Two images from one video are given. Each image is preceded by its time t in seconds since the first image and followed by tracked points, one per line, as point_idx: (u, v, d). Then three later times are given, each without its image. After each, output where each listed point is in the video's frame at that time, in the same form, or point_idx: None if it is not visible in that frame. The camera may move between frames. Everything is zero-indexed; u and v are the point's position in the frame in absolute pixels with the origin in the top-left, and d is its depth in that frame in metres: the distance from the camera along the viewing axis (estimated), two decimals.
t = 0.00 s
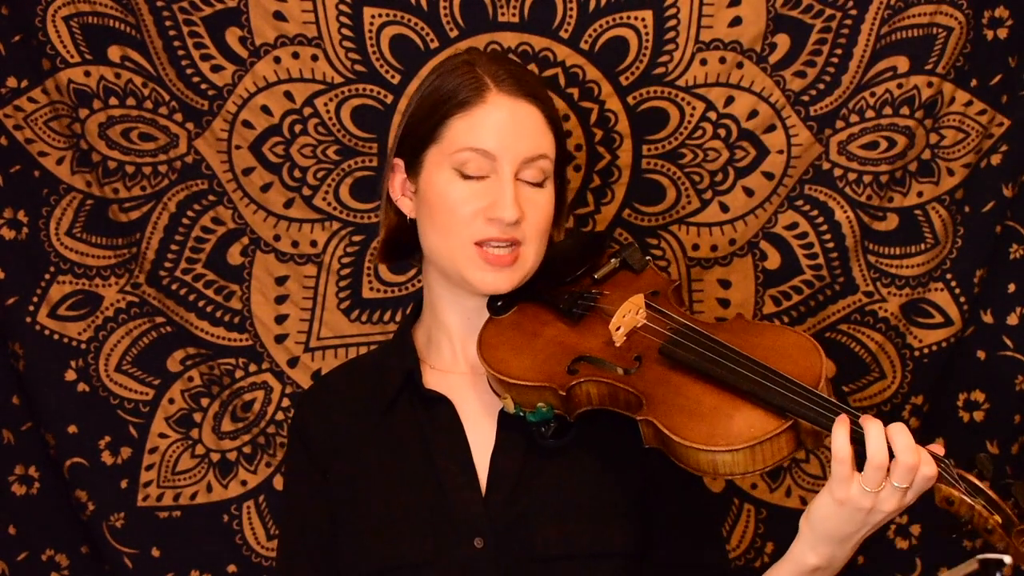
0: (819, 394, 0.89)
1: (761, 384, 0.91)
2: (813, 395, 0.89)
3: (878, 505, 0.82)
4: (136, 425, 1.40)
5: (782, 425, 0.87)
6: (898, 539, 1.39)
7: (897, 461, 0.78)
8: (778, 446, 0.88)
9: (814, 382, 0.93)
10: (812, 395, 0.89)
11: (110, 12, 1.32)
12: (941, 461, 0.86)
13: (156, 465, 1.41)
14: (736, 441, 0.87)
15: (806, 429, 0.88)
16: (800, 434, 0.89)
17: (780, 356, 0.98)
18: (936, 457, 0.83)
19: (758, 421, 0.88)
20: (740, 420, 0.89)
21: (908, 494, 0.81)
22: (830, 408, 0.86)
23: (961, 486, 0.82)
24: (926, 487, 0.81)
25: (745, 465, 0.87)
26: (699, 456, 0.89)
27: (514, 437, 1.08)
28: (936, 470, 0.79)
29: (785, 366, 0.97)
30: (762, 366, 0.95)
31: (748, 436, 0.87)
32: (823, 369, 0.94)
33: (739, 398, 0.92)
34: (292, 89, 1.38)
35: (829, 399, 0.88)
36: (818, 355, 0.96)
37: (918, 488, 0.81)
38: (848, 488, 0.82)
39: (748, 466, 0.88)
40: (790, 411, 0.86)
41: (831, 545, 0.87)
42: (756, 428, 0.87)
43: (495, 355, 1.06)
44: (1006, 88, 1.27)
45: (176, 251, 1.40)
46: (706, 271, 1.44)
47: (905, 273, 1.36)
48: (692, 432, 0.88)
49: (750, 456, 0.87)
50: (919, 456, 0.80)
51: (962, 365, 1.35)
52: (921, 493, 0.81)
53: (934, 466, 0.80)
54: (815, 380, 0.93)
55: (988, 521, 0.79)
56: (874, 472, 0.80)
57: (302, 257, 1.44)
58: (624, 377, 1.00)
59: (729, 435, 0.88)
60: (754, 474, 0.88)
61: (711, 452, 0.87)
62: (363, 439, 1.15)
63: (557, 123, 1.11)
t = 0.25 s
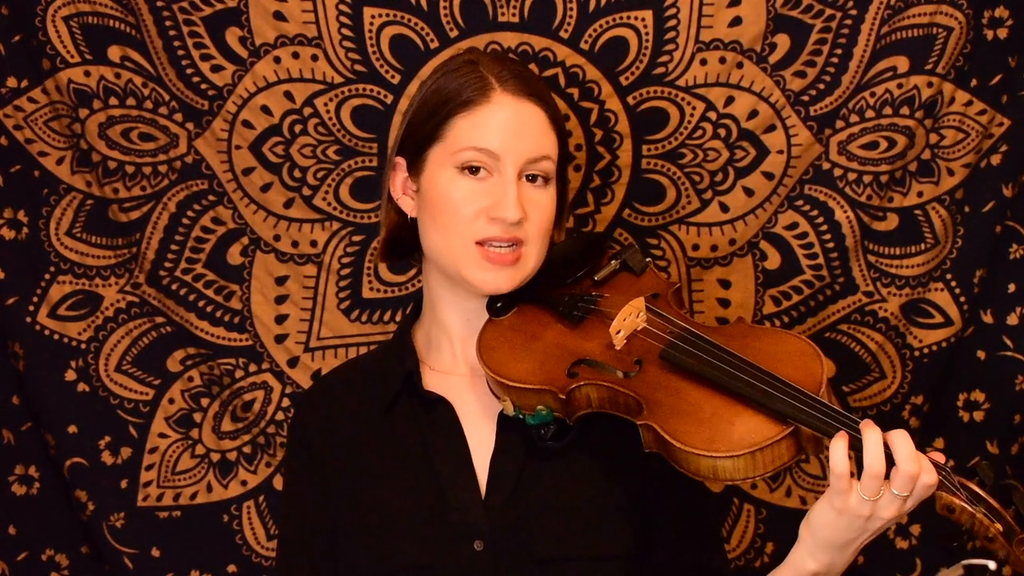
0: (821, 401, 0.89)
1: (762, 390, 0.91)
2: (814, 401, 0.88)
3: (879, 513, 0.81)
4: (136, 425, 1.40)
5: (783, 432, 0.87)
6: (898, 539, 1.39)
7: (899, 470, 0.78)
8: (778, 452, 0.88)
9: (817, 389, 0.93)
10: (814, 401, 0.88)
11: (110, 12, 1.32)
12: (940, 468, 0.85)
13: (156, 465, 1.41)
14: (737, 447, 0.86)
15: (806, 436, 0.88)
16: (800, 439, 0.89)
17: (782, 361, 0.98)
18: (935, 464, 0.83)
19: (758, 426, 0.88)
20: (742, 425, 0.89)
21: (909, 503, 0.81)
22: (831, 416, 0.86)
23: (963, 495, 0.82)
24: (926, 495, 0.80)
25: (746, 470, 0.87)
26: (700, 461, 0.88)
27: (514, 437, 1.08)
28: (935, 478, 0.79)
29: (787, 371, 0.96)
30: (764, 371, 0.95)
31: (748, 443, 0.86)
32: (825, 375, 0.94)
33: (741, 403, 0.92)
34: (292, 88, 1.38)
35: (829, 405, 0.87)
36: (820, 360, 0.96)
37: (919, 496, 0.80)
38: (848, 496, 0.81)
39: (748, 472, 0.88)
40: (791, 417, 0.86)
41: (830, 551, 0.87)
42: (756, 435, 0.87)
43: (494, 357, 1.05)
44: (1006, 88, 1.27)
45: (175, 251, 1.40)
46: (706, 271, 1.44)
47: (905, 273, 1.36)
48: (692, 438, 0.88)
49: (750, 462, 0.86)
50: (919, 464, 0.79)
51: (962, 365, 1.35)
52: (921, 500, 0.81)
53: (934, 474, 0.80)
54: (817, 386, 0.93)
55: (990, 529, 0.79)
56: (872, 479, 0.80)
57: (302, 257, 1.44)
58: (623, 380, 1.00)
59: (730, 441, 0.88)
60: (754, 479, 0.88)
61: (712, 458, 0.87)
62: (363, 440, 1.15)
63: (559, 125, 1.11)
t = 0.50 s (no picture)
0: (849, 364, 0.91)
1: (788, 360, 0.92)
2: (843, 365, 0.90)
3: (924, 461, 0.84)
4: (136, 425, 1.41)
5: (817, 398, 0.88)
6: (898, 539, 1.39)
7: (944, 418, 0.81)
8: (813, 418, 0.89)
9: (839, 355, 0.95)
10: (843, 365, 0.91)
11: (110, 12, 1.32)
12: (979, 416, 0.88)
13: (156, 465, 1.41)
14: (773, 416, 0.87)
15: (838, 401, 0.90)
16: (832, 406, 0.91)
17: (798, 333, 1.00)
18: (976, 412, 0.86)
19: (792, 395, 0.89)
20: (774, 395, 0.90)
21: (953, 450, 0.84)
22: (863, 376, 0.88)
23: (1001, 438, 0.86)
24: (969, 442, 0.83)
25: (784, 438, 0.88)
26: (736, 434, 0.89)
27: (514, 437, 1.08)
28: (978, 425, 0.82)
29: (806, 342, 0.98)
30: (786, 344, 0.96)
31: (786, 411, 0.88)
32: (845, 342, 0.96)
33: (768, 375, 0.94)
34: (292, 88, 1.38)
35: (857, 366, 0.90)
36: (836, 330, 0.98)
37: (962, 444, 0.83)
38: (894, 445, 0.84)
39: (785, 441, 0.89)
40: (823, 382, 0.88)
41: (872, 506, 0.89)
42: (791, 402, 0.89)
43: (506, 352, 1.05)
44: (1006, 88, 1.27)
45: (176, 251, 1.40)
46: (706, 271, 1.44)
47: (905, 273, 1.36)
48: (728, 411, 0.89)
49: (789, 429, 0.88)
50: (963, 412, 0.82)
51: (962, 365, 1.35)
52: (963, 448, 0.84)
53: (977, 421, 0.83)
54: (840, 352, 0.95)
55: None
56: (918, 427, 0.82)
57: (303, 257, 1.44)
58: (641, 365, 1.00)
59: (765, 412, 0.88)
60: (792, 448, 0.89)
61: (751, 429, 0.88)
62: (364, 440, 1.15)
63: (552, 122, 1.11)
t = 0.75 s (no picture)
0: (845, 369, 0.92)
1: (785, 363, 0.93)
2: (838, 369, 0.91)
3: (918, 469, 0.84)
4: (136, 425, 1.41)
5: (813, 402, 0.89)
6: (898, 539, 1.39)
7: (939, 426, 0.82)
8: (809, 423, 0.89)
9: (835, 360, 0.95)
10: (839, 369, 0.91)
11: (110, 12, 1.32)
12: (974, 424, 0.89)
13: (156, 465, 1.41)
14: (770, 420, 0.88)
15: (834, 406, 0.90)
16: (827, 411, 0.91)
17: (794, 337, 1.00)
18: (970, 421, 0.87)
19: (788, 399, 0.90)
20: (771, 400, 0.90)
21: (948, 458, 0.84)
22: (857, 382, 0.89)
23: (995, 446, 0.87)
24: (963, 450, 0.84)
25: (780, 442, 0.88)
26: (733, 438, 0.89)
27: (514, 438, 1.08)
28: (973, 434, 0.83)
29: (802, 346, 0.98)
30: (782, 348, 0.96)
31: (782, 415, 0.88)
32: (841, 347, 0.96)
33: (764, 379, 0.94)
34: (292, 88, 1.38)
35: (851, 370, 0.90)
36: (832, 334, 0.98)
37: (958, 452, 0.84)
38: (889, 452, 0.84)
39: (782, 445, 0.89)
40: (820, 387, 0.88)
41: (867, 511, 0.90)
42: (788, 407, 0.89)
43: (504, 352, 1.05)
44: (1006, 88, 1.28)
45: (175, 251, 1.40)
46: (706, 271, 1.44)
47: (905, 273, 1.36)
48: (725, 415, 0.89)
49: (785, 434, 0.88)
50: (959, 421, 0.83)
51: (961, 365, 1.35)
52: (957, 456, 0.85)
53: (972, 429, 0.84)
54: (836, 357, 0.95)
55: None
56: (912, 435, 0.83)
57: (302, 257, 1.44)
58: (639, 367, 1.00)
59: (761, 416, 0.89)
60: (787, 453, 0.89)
61: (748, 433, 0.88)
62: (363, 440, 1.15)
63: (552, 123, 1.12)
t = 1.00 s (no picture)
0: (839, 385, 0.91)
1: (778, 377, 0.92)
2: (831, 385, 0.91)
3: (906, 487, 0.83)
4: (136, 425, 1.41)
5: (805, 417, 0.88)
6: (898, 539, 1.39)
7: (927, 443, 0.80)
8: (801, 438, 0.89)
9: (830, 374, 0.95)
10: (832, 385, 0.90)
11: (109, 12, 1.32)
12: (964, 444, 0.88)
13: (156, 465, 1.41)
14: (761, 435, 0.88)
15: (827, 421, 0.90)
16: (820, 425, 0.91)
17: (791, 349, 1.00)
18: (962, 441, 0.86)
19: (781, 413, 0.90)
20: (763, 414, 0.90)
21: (936, 477, 0.83)
22: (849, 398, 0.88)
23: (987, 468, 0.86)
24: (953, 470, 0.83)
25: (771, 457, 0.89)
26: (724, 451, 0.89)
27: (513, 438, 1.08)
28: (963, 455, 0.81)
29: (798, 359, 0.98)
30: (777, 360, 0.96)
31: (773, 430, 0.88)
32: (837, 361, 0.96)
33: (758, 392, 0.94)
34: (292, 89, 1.38)
35: (844, 386, 0.90)
36: (829, 347, 0.98)
37: (946, 472, 0.82)
38: (876, 469, 0.83)
39: (772, 459, 0.89)
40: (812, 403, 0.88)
41: (854, 526, 0.89)
42: (780, 421, 0.89)
43: (500, 357, 1.06)
44: (1006, 88, 1.28)
45: (176, 251, 1.40)
46: (706, 271, 1.44)
47: (905, 273, 1.36)
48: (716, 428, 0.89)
49: (776, 449, 0.88)
50: (948, 440, 0.82)
51: (961, 365, 1.35)
52: (946, 475, 0.84)
53: (963, 451, 0.82)
54: (831, 372, 0.95)
55: (1016, 501, 0.82)
56: (897, 447, 0.82)
57: (302, 257, 1.44)
58: (634, 376, 1.00)
59: (753, 429, 0.89)
60: (778, 467, 0.89)
61: (739, 447, 0.88)
62: (363, 441, 1.15)
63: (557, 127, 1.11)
